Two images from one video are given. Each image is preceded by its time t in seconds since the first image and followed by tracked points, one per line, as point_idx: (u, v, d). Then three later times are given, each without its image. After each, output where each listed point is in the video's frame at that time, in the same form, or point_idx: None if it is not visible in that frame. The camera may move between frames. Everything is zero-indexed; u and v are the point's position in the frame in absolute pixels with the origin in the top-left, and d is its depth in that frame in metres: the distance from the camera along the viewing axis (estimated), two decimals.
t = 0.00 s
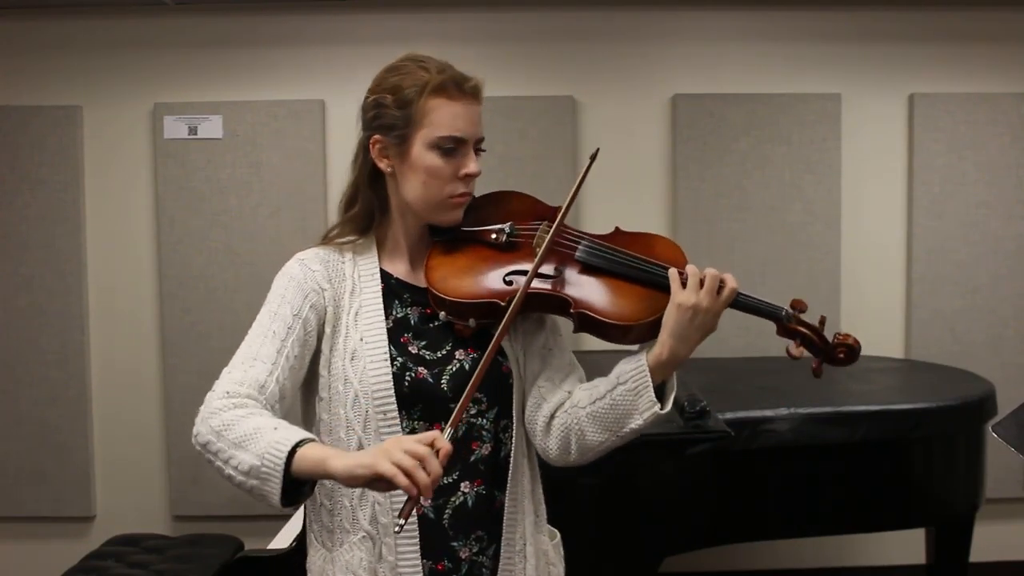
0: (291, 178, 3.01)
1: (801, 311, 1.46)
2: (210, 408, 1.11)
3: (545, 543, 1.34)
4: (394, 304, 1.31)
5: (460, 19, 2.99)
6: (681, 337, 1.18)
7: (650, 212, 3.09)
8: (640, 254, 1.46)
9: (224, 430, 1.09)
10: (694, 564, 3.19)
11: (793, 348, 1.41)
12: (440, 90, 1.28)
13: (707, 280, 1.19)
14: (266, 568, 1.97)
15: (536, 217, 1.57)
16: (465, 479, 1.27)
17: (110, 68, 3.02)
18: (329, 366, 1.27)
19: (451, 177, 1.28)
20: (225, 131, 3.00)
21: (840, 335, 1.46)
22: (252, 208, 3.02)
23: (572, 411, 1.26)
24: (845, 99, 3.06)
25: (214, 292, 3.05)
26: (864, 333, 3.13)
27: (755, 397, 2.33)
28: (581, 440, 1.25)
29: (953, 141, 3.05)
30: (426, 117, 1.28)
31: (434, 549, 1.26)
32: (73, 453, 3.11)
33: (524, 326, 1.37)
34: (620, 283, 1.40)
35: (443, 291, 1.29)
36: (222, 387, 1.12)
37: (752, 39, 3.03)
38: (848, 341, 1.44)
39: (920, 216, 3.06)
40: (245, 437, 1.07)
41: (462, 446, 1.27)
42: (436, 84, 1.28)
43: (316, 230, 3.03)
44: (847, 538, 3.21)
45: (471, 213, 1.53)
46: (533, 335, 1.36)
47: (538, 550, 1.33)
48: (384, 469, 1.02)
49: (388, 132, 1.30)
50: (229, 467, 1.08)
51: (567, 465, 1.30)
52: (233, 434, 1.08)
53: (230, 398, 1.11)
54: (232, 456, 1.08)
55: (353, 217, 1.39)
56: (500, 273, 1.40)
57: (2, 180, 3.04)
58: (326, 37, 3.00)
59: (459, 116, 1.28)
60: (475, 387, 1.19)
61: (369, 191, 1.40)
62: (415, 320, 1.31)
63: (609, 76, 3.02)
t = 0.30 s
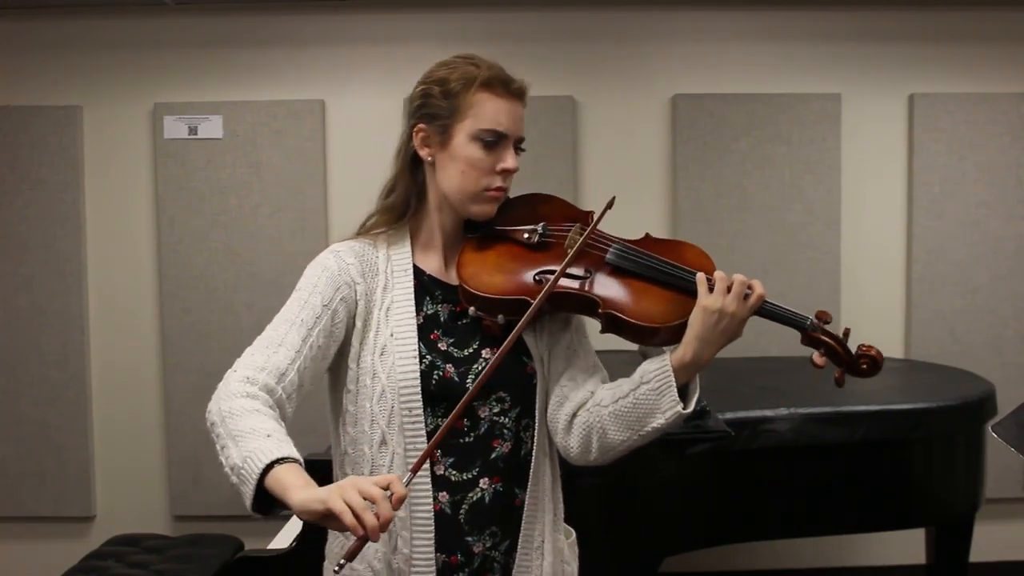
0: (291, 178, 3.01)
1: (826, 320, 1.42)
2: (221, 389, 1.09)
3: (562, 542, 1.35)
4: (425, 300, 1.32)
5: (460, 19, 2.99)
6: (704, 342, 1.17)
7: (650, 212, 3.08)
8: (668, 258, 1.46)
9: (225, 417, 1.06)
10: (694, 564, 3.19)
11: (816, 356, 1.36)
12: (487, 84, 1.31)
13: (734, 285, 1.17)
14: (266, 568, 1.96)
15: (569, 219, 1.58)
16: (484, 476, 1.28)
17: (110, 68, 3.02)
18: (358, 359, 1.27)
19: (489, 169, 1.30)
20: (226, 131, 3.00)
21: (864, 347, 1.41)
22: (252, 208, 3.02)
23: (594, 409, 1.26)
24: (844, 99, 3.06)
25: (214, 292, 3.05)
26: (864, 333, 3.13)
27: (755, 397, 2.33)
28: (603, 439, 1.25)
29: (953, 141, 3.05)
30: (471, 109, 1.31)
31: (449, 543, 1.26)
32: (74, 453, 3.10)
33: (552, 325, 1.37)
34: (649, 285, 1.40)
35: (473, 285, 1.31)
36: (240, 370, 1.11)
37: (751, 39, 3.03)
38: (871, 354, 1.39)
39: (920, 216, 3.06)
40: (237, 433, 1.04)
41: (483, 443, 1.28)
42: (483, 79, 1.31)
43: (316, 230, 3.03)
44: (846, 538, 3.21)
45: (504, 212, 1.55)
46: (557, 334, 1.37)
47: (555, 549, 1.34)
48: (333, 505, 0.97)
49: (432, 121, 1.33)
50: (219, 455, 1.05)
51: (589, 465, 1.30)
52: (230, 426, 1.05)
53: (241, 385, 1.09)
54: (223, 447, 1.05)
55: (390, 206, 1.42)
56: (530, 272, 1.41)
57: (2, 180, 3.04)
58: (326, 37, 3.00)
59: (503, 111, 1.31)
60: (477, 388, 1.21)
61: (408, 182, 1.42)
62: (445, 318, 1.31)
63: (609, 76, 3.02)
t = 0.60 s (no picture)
0: (291, 179, 3.01)
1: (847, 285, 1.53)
2: (248, 338, 1.17)
3: (585, 531, 1.41)
4: (451, 294, 1.37)
5: (460, 19, 2.99)
6: (739, 315, 1.24)
7: (650, 212, 3.08)
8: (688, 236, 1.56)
9: (254, 358, 1.14)
10: (694, 564, 3.19)
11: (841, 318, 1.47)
12: (503, 83, 1.38)
13: (764, 259, 1.25)
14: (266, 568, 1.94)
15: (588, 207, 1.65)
16: (514, 465, 1.34)
17: (110, 69, 3.02)
18: (389, 350, 1.33)
19: (509, 167, 1.36)
20: (225, 131, 3.00)
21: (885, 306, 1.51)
22: (252, 208, 3.02)
23: (628, 391, 1.30)
24: (844, 99, 3.06)
25: (214, 292, 3.04)
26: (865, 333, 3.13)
27: (754, 397, 2.32)
28: (639, 419, 1.28)
29: (954, 141, 3.05)
30: (489, 108, 1.37)
31: (485, 531, 1.32)
32: (74, 453, 3.11)
33: (574, 315, 1.44)
34: (672, 263, 1.50)
35: (500, 275, 1.37)
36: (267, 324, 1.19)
37: (751, 39, 3.03)
38: (894, 312, 1.49)
39: (920, 216, 3.06)
40: (269, 371, 1.12)
41: (512, 433, 1.34)
42: (500, 78, 1.38)
43: (316, 230, 3.03)
44: (846, 538, 3.21)
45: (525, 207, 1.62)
46: (582, 324, 1.43)
47: (579, 537, 1.41)
48: (385, 434, 1.05)
49: (453, 122, 1.39)
50: (248, 394, 1.12)
51: (624, 449, 1.33)
52: (261, 366, 1.13)
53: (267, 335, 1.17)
54: (252, 385, 1.12)
55: (414, 206, 1.47)
56: (557, 258, 1.49)
57: (3, 180, 3.04)
58: (326, 37, 3.00)
59: (520, 109, 1.37)
60: (491, 368, 1.26)
61: (431, 182, 1.48)
62: (471, 311, 1.37)
63: (609, 76, 3.02)
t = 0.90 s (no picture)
0: (291, 179, 3.01)
1: (859, 290, 1.52)
2: (277, 328, 1.20)
3: (604, 529, 1.41)
4: (469, 295, 1.37)
5: (460, 19, 2.99)
6: (745, 318, 1.21)
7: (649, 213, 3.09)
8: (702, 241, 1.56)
9: (289, 344, 1.18)
10: (694, 564, 3.19)
11: (850, 324, 1.47)
12: (516, 88, 1.37)
13: (767, 261, 1.23)
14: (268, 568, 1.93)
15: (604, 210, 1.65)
16: (532, 463, 1.34)
17: (110, 69, 3.02)
18: (408, 350, 1.33)
19: (523, 170, 1.34)
20: (225, 131, 3.00)
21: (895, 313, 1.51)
22: (252, 208, 3.02)
23: (639, 393, 1.29)
24: (844, 99, 3.06)
25: (214, 292, 3.05)
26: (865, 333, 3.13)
27: (754, 396, 2.32)
28: (650, 420, 1.27)
29: (954, 141, 3.05)
30: (503, 112, 1.36)
31: (504, 528, 1.33)
32: (75, 453, 3.11)
33: (591, 316, 1.44)
34: (686, 269, 1.50)
35: (517, 277, 1.37)
36: (293, 314, 1.22)
37: (750, 39, 3.03)
38: (906, 319, 1.48)
39: (920, 216, 3.06)
40: (308, 355, 1.16)
41: (530, 431, 1.35)
42: (513, 83, 1.37)
43: (316, 230, 3.03)
44: (846, 538, 3.21)
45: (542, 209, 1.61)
46: (599, 324, 1.43)
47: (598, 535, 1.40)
48: (448, 403, 1.10)
49: (467, 127, 1.38)
50: (288, 377, 1.16)
51: (637, 449, 1.33)
52: (297, 350, 1.17)
53: (296, 324, 1.20)
54: (291, 369, 1.16)
55: (431, 210, 1.46)
56: (572, 261, 1.48)
57: (3, 180, 3.04)
58: (326, 37, 3.00)
59: (533, 113, 1.36)
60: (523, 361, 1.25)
61: (448, 186, 1.47)
62: (488, 311, 1.37)
63: (609, 76, 3.02)
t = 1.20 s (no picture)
0: (291, 179, 3.01)
1: (868, 302, 1.49)
2: (294, 321, 1.22)
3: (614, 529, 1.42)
4: (481, 295, 1.37)
5: (460, 19, 2.99)
6: (750, 326, 1.21)
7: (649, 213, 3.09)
8: (713, 248, 1.56)
9: (312, 334, 1.19)
10: (694, 564, 3.19)
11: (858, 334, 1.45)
12: (530, 94, 1.36)
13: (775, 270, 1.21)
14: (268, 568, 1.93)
15: (617, 215, 1.64)
16: (542, 462, 1.34)
17: (110, 69, 3.02)
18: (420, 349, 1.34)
19: (535, 176, 1.34)
20: (225, 131, 3.00)
21: (904, 325, 1.48)
22: (252, 208, 3.02)
23: (647, 397, 1.30)
24: (844, 99, 3.06)
25: (214, 292, 3.04)
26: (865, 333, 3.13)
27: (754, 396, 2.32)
28: (657, 425, 1.28)
29: (954, 141, 3.05)
30: (516, 118, 1.35)
31: (514, 525, 1.33)
32: (75, 453, 3.10)
33: (604, 320, 1.43)
34: (696, 276, 1.49)
35: (528, 280, 1.36)
36: (310, 307, 1.24)
37: (750, 39, 3.03)
38: (912, 330, 1.46)
39: (920, 216, 3.06)
40: (332, 341, 1.18)
41: (541, 430, 1.35)
42: (527, 89, 1.36)
43: (316, 230, 3.02)
44: (846, 538, 3.21)
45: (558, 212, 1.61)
46: (611, 327, 1.42)
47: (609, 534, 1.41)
48: (482, 376, 1.13)
49: (481, 132, 1.38)
50: (313, 364, 1.18)
51: (645, 451, 1.33)
52: (321, 337, 1.19)
53: (313, 316, 1.22)
54: (315, 356, 1.18)
55: (445, 212, 1.46)
56: (583, 266, 1.48)
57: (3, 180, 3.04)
58: (326, 37, 3.00)
59: (547, 120, 1.35)
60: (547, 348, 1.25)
61: (462, 189, 1.46)
62: (500, 312, 1.37)
63: (609, 77, 3.02)
